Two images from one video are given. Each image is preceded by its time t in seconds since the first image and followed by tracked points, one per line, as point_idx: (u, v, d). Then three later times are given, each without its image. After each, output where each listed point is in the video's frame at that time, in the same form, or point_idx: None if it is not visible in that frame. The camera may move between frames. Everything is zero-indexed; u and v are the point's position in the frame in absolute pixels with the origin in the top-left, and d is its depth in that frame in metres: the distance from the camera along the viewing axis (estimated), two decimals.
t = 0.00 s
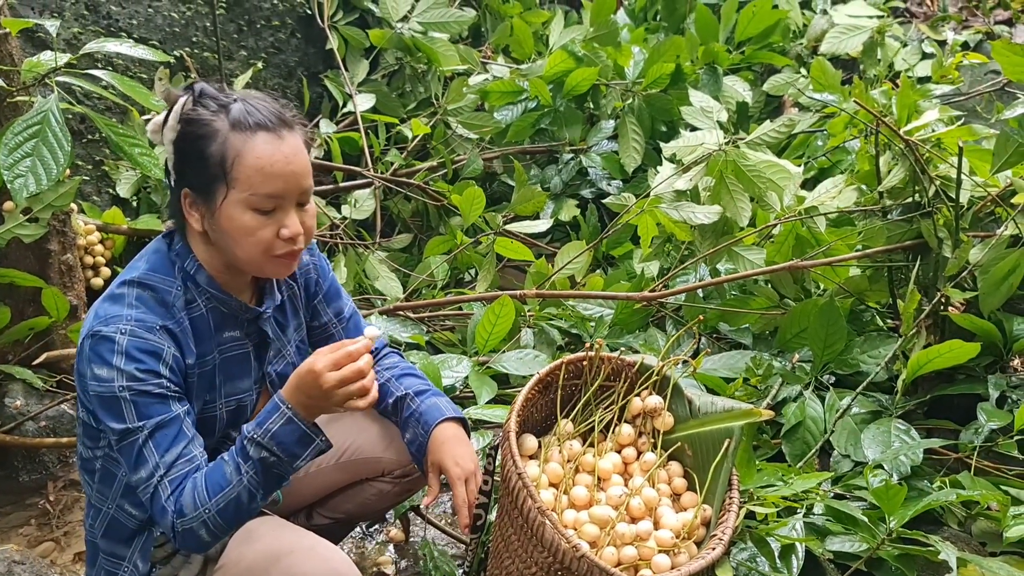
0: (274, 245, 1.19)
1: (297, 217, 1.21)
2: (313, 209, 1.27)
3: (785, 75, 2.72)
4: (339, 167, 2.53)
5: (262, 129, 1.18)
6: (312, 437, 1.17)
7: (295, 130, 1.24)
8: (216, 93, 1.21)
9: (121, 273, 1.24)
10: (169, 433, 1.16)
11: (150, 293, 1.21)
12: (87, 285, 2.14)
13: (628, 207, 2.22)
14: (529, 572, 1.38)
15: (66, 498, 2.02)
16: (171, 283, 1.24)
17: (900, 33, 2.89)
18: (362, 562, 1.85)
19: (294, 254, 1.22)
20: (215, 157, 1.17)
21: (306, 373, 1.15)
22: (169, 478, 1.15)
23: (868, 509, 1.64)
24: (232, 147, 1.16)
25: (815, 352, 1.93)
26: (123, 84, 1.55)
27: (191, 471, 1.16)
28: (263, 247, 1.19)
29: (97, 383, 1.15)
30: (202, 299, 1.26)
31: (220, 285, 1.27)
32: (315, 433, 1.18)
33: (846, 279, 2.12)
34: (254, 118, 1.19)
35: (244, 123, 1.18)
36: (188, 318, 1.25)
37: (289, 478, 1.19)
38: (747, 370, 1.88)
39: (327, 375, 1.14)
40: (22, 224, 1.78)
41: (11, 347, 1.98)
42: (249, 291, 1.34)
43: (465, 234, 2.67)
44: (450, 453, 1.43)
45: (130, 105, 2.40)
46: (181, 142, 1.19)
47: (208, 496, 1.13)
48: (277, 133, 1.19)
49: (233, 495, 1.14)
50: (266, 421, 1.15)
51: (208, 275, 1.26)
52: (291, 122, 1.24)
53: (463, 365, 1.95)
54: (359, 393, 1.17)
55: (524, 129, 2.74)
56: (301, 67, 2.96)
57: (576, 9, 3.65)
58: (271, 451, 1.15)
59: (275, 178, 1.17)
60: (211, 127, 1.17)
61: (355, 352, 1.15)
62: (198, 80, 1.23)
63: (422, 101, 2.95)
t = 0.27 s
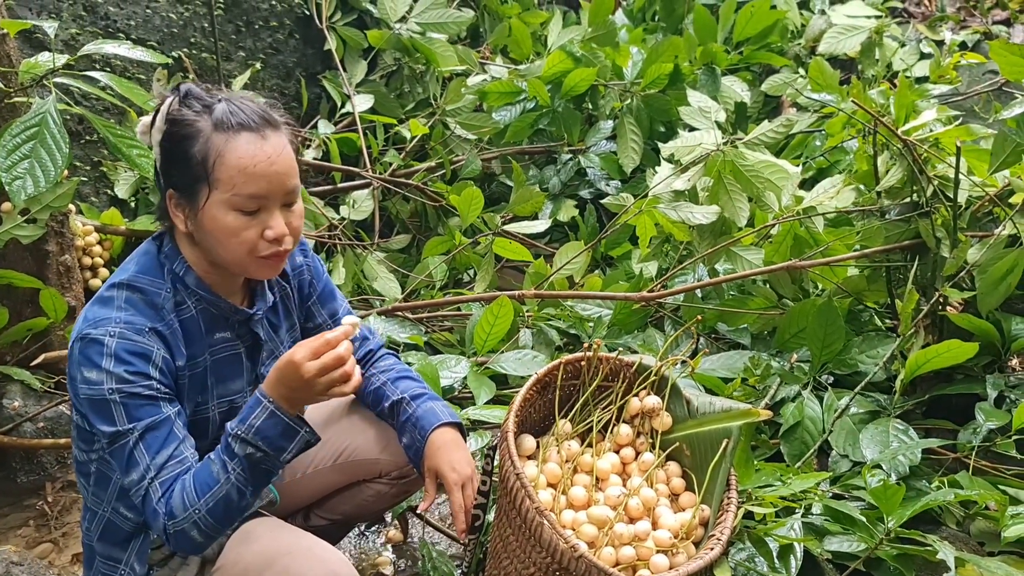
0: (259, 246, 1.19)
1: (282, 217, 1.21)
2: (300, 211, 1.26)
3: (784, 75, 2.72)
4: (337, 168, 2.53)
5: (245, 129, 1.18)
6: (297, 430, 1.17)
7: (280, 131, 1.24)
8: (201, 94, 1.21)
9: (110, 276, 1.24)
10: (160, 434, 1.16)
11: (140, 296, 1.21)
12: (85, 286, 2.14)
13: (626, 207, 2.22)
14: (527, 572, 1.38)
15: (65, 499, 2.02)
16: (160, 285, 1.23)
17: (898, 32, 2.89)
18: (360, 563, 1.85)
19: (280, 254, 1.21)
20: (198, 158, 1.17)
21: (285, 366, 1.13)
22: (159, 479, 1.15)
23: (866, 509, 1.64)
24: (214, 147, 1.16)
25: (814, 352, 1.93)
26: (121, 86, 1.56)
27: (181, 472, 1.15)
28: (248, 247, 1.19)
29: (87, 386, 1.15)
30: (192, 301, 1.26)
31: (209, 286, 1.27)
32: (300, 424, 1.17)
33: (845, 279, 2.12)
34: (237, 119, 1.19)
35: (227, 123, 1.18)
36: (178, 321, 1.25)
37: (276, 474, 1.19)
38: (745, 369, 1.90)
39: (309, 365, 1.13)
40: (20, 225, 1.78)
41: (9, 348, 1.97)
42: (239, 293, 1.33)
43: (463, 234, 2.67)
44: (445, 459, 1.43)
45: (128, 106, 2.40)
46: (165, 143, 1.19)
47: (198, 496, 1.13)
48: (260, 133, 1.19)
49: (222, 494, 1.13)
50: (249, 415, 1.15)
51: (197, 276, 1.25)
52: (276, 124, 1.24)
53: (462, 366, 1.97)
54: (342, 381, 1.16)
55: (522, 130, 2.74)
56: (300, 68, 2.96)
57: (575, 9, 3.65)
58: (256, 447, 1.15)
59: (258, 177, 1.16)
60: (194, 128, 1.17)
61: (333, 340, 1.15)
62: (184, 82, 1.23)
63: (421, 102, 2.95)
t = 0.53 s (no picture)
0: (253, 251, 1.19)
1: (274, 221, 1.21)
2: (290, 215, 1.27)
3: (781, 76, 2.72)
4: (334, 169, 2.53)
5: (238, 134, 1.19)
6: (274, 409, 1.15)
7: (271, 136, 1.24)
8: (191, 98, 1.21)
9: (97, 281, 1.24)
10: (150, 435, 1.16)
11: (127, 299, 1.21)
12: (81, 287, 2.13)
13: (624, 209, 2.23)
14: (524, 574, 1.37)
15: (61, 502, 2.01)
16: (149, 288, 1.23)
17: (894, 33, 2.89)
18: (357, 565, 1.85)
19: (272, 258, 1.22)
20: (191, 163, 1.16)
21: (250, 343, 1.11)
22: (151, 480, 1.14)
23: (863, 510, 1.64)
24: (208, 153, 1.16)
25: (811, 353, 1.93)
26: (117, 87, 1.57)
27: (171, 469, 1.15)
28: (242, 252, 1.19)
29: (76, 390, 1.15)
30: (181, 304, 1.26)
31: (199, 291, 1.27)
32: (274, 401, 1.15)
33: (841, 280, 2.11)
34: (230, 124, 1.19)
35: (220, 128, 1.18)
36: (166, 324, 1.25)
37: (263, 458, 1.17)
38: (741, 370, 1.94)
39: (272, 337, 1.10)
40: (15, 227, 1.77)
41: (5, 350, 1.97)
42: (228, 298, 1.33)
43: (461, 235, 2.67)
44: (441, 465, 1.43)
45: (124, 108, 2.40)
46: (155, 147, 1.18)
47: (188, 491, 1.12)
48: (253, 138, 1.20)
49: (209, 486, 1.12)
50: (223, 401, 1.13)
51: (185, 281, 1.25)
52: (267, 129, 1.24)
53: (460, 367, 1.97)
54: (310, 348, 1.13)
55: (519, 131, 2.74)
56: (297, 69, 2.96)
57: (572, 11, 3.65)
58: (236, 432, 1.13)
59: (251, 183, 1.16)
60: (187, 132, 1.17)
61: (293, 308, 1.11)
62: (173, 84, 1.23)
63: (418, 103, 2.95)
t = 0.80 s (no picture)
0: (250, 255, 1.19)
1: (272, 225, 1.20)
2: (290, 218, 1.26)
3: (782, 79, 2.72)
4: (335, 172, 2.53)
5: (235, 138, 1.18)
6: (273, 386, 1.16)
7: (269, 139, 1.24)
8: (188, 102, 1.21)
9: (96, 286, 1.24)
10: (157, 434, 1.16)
11: (126, 303, 1.21)
12: (82, 290, 2.13)
13: (625, 211, 2.23)
14: None
15: (62, 504, 2.01)
16: (147, 293, 1.23)
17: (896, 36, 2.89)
18: (358, 568, 1.84)
19: (270, 262, 1.21)
20: (187, 167, 1.16)
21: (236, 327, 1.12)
22: (163, 478, 1.15)
23: (865, 513, 1.64)
24: (204, 157, 1.16)
25: (812, 356, 1.94)
26: (119, 90, 1.57)
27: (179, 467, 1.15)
28: (240, 256, 1.19)
29: (78, 393, 1.14)
30: (180, 308, 1.26)
31: (198, 295, 1.27)
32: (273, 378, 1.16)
33: (843, 283, 2.11)
34: (226, 128, 1.18)
35: (216, 132, 1.18)
36: (165, 327, 1.25)
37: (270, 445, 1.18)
38: (743, 373, 1.92)
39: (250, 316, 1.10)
40: (17, 229, 1.77)
41: (7, 352, 1.97)
42: (227, 300, 1.33)
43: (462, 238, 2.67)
44: (440, 472, 1.43)
45: (125, 110, 2.40)
46: (152, 151, 1.18)
47: (200, 485, 1.13)
48: (250, 142, 1.19)
49: (222, 477, 1.13)
50: (222, 390, 1.14)
51: (184, 284, 1.25)
52: (264, 132, 1.24)
53: (461, 370, 1.96)
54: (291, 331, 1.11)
55: (520, 134, 2.74)
56: (298, 71, 2.95)
57: (573, 13, 3.65)
58: (241, 420, 1.14)
59: (248, 187, 1.16)
60: (183, 137, 1.17)
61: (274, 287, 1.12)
62: (169, 87, 1.22)
63: (419, 105, 2.95)
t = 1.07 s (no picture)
0: (243, 246, 1.18)
1: (264, 216, 1.20)
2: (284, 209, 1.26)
3: (784, 78, 2.72)
4: (336, 170, 2.53)
5: (222, 129, 1.18)
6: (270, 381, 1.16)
7: (258, 130, 1.24)
8: (176, 96, 1.21)
9: (97, 282, 1.24)
10: (156, 429, 1.16)
11: (127, 299, 1.22)
12: (83, 288, 2.13)
13: (626, 210, 2.23)
14: None
15: (63, 502, 2.01)
16: (147, 289, 1.24)
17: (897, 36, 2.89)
18: (359, 566, 1.84)
19: (264, 254, 1.20)
20: (176, 160, 1.16)
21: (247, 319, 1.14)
22: (160, 473, 1.14)
23: (866, 513, 1.64)
24: (191, 148, 1.16)
25: (814, 355, 1.94)
26: (121, 88, 1.56)
27: (177, 462, 1.15)
28: (232, 249, 1.18)
29: (78, 388, 1.15)
30: (180, 305, 1.25)
31: (198, 293, 1.27)
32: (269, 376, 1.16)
33: (844, 283, 2.12)
34: (213, 119, 1.18)
35: (203, 123, 1.17)
36: (166, 324, 1.25)
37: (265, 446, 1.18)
38: (745, 372, 1.92)
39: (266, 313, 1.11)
40: (18, 227, 1.77)
41: (8, 350, 1.97)
42: (228, 297, 1.33)
43: (463, 237, 2.67)
44: (441, 474, 1.43)
45: (127, 108, 2.40)
46: (143, 147, 1.19)
47: (196, 481, 1.13)
48: (237, 132, 1.19)
49: (218, 474, 1.13)
50: (220, 386, 1.14)
51: (184, 281, 1.25)
52: (253, 122, 1.24)
53: (462, 369, 1.97)
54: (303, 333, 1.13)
55: (522, 133, 2.74)
56: (299, 70, 2.95)
57: (575, 13, 3.65)
58: (239, 416, 1.14)
59: (236, 177, 1.16)
60: (170, 129, 1.17)
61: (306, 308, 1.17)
62: (160, 84, 1.23)
63: (420, 104, 2.95)
